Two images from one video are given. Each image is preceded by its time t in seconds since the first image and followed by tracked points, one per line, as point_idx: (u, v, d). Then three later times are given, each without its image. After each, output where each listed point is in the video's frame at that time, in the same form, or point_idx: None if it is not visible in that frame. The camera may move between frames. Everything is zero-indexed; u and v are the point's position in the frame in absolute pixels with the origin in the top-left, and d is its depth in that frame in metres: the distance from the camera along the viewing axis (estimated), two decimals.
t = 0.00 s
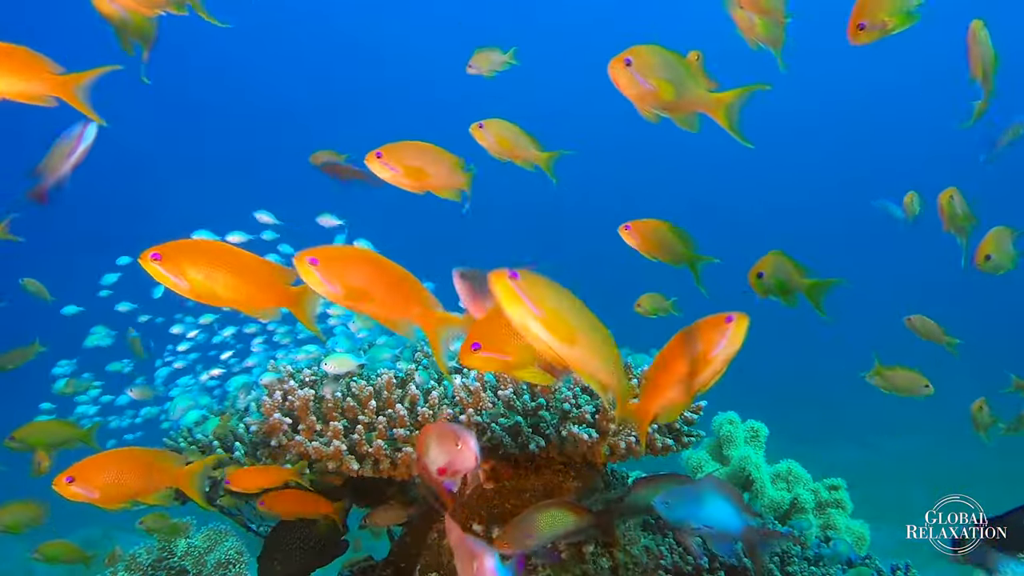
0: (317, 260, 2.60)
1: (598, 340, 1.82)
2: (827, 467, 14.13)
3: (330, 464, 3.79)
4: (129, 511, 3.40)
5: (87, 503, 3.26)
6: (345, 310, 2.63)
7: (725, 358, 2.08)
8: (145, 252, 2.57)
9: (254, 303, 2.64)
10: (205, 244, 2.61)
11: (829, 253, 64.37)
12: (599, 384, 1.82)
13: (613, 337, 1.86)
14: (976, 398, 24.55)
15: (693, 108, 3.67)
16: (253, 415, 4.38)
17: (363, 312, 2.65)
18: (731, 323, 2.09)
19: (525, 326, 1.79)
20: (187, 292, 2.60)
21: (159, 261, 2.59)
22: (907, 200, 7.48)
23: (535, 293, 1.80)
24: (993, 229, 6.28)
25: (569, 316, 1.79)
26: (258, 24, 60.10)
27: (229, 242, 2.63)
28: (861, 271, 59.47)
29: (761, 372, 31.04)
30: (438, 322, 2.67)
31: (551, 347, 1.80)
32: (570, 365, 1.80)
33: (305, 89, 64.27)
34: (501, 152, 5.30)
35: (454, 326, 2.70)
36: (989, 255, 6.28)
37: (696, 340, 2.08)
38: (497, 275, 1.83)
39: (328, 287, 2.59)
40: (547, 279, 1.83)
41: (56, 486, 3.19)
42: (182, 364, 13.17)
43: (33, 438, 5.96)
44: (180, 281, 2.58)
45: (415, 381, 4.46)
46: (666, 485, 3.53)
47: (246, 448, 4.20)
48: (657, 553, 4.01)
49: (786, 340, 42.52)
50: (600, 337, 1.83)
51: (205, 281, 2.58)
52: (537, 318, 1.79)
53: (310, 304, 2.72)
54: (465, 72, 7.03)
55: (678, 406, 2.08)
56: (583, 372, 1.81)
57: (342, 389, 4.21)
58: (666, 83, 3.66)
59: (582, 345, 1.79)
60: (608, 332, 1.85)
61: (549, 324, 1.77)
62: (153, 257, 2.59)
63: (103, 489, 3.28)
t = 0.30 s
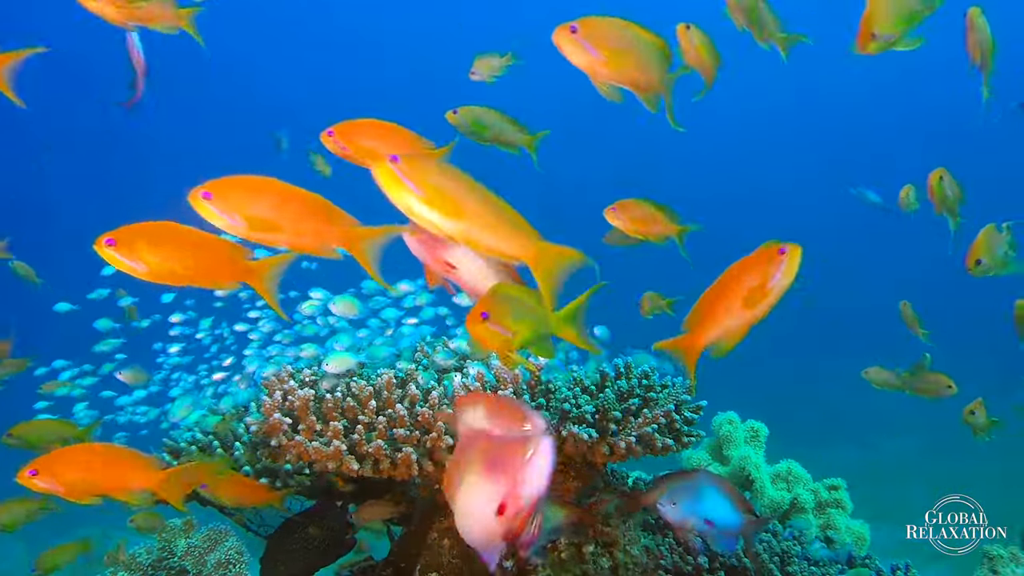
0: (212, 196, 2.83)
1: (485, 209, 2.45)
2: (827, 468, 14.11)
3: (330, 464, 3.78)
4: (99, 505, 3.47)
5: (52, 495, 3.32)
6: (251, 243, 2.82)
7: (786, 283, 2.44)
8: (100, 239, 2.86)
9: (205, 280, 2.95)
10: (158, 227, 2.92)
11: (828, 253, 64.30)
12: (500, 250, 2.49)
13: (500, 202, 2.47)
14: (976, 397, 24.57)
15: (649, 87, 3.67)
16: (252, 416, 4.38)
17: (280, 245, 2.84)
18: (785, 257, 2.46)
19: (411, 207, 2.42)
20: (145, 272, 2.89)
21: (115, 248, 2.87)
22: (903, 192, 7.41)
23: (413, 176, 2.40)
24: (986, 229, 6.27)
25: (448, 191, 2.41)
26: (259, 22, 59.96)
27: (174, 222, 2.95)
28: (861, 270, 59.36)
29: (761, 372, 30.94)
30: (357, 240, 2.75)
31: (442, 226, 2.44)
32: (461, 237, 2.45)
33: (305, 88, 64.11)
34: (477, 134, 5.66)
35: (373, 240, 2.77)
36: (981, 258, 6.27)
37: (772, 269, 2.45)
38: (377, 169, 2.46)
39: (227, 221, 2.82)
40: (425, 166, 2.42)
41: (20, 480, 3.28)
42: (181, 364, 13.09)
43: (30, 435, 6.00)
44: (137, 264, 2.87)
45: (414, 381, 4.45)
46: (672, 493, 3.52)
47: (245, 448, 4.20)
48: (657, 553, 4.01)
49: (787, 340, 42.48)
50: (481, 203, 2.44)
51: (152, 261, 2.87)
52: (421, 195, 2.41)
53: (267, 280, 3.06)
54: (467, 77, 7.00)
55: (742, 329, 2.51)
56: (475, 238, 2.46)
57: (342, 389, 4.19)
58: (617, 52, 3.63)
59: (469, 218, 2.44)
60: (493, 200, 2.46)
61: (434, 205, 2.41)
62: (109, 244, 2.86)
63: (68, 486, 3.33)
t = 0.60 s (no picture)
0: (94, 153, 2.59)
1: (379, 114, 2.34)
2: (826, 467, 14.13)
3: (330, 464, 3.77)
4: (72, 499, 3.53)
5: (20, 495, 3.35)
6: (141, 195, 2.58)
7: (836, 207, 2.23)
8: (46, 237, 2.82)
9: (156, 264, 2.92)
10: (106, 219, 2.88)
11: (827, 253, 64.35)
12: (401, 157, 2.41)
13: (393, 106, 2.38)
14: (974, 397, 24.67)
15: (605, 57, 2.65)
16: (253, 417, 4.39)
17: (175, 190, 2.60)
18: (830, 181, 2.25)
19: (309, 133, 2.33)
20: (94, 265, 2.86)
21: (62, 244, 2.84)
22: (896, 191, 7.38)
23: (301, 93, 2.30)
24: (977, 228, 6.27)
25: (340, 98, 2.30)
26: (260, 23, 60.04)
27: (121, 211, 2.89)
28: (861, 270, 59.33)
29: (761, 371, 30.99)
30: (259, 172, 2.66)
31: (338, 145, 2.35)
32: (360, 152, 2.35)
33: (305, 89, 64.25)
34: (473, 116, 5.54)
35: (274, 171, 2.69)
36: (979, 257, 6.26)
37: (814, 199, 2.24)
38: (260, 93, 2.32)
39: (114, 175, 2.59)
40: (317, 81, 2.30)
41: None
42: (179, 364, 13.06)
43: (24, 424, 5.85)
44: (87, 257, 2.85)
45: (414, 381, 4.44)
46: (676, 493, 3.48)
47: (243, 448, 4.21)
48: (657, 554, 3.99)
49: (787, 341, 42.59)
50: (378, 109, 2.33)
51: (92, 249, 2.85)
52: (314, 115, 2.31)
53: (222, 253, 3.01)
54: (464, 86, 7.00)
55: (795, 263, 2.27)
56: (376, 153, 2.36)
57: (342, 390, 4.18)
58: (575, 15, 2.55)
59: (362, 124, 2.32)
60: (381, 102, 2.35)
61: (321, 118, 2.30)
62: (55, 241, 2.83)
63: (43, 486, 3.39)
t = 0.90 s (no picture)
0: None
1: (294, 66, 2.48)
2: (826, 468, 14.12)
3: (330, 464, 3.78)
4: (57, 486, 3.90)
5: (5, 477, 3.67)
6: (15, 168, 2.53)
7: (858, 144, 2.53)
8: None
9: (103, 258, 3.17)
10: (47, 212, 3.02)
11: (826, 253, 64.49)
12: (317, 105, 2.54)
13: (300, 53, 2.49)
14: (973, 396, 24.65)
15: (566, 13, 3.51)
16: (252, 417, 4.38)
17: (58, 162, 2.63)
18: (850, 120, 2.52)
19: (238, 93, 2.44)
20: (41, 258, 3.00)
21: (9, 235, 2.92)
22: (896, 193, 7.35)
23: (213, 57, 2.42)
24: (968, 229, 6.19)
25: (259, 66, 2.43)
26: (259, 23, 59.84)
27: (64, 205, 3.06)
28: (861, 270, 59.34)
29: (761, 372, 30.97)
30: (143, 134, 2.76)
31: (251, 100, 2.46)
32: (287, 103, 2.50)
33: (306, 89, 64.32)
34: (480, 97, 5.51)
35: (158, 130, 2.80)
36: (983, 258, 6.25)
37: (835, 138, 2.56)
38: (174, 63, 2.44)
39: None
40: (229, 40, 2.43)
41: None
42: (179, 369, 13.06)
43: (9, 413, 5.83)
44: (35, 251, 2.98)
45: (415, 380, 4.42)
46: (684, 493, 3.36)
47: (242, 448, 4.21)
48: (657, 554, 3.97)
49: (787, 342, 42.54)
50: (291, 62, 2.47)
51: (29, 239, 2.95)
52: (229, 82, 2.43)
53: (164, 250, 3.36)
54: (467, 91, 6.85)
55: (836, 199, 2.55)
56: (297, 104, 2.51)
57: (342, 390, 4.16)
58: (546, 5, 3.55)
59: (277, 82, 2.45)
60: (290, 51, 2.48)
61: (235, 83, 2.43)
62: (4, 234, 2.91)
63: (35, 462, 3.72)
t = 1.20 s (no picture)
0: None
1: (244, 44, 2.23)
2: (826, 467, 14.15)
3: (330, 464, 3.78)
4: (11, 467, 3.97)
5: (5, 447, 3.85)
6: None
7: (907, 76, 2.13)
8: None
9: (58, 255, 3.24)
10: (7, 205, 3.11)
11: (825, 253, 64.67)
12: (262, 83, 2.31)
13: (247, 32, 2.23)
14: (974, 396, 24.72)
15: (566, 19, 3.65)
16: (252, 416, 4.37)
17: None
18: (904, 51, 2.11)
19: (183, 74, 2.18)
20: (10, 250, 3.11)
21: None
22: (892, 196, 7.36)
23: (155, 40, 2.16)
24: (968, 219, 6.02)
25: (199, 48, 2.17)
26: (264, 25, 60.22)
27: (25, 197, 3.15)
28: (860, 269, 59.45)
29: (760, 371, 31.13)
30: (23, 123, 3.03)
31: (193, 79, 2.20)
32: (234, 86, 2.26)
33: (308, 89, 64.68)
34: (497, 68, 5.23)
35: (39, 121, 3.06)
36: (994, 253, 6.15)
37: (881, 66, 2.16)
38: (120, 34, 2.16)
39: None
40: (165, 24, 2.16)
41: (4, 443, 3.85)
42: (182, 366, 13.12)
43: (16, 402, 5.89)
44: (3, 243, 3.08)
45: (415, 380, 4.43)
46: (682, 496, 3.23)
47: (241, 447, 4.21)
48: (657, 553, 3.95)
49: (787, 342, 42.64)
50: (253, 49, 2.25)
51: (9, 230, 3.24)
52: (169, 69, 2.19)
53: (116, 246, 3.41)
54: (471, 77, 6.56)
55: (864, 136, 2.18)
56: (242, 83, 2.26)
57: (342, 390, 4.16)
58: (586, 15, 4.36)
59: (230, 65, 2.21)
60: (233, 29, 2.21)
61: (184, 64, 2.17)
62: None
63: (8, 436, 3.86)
